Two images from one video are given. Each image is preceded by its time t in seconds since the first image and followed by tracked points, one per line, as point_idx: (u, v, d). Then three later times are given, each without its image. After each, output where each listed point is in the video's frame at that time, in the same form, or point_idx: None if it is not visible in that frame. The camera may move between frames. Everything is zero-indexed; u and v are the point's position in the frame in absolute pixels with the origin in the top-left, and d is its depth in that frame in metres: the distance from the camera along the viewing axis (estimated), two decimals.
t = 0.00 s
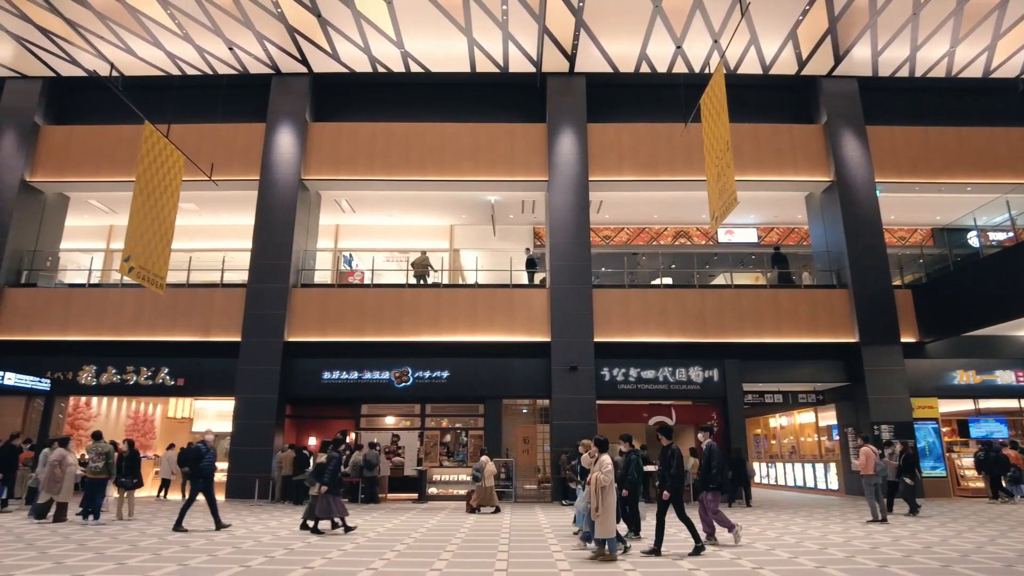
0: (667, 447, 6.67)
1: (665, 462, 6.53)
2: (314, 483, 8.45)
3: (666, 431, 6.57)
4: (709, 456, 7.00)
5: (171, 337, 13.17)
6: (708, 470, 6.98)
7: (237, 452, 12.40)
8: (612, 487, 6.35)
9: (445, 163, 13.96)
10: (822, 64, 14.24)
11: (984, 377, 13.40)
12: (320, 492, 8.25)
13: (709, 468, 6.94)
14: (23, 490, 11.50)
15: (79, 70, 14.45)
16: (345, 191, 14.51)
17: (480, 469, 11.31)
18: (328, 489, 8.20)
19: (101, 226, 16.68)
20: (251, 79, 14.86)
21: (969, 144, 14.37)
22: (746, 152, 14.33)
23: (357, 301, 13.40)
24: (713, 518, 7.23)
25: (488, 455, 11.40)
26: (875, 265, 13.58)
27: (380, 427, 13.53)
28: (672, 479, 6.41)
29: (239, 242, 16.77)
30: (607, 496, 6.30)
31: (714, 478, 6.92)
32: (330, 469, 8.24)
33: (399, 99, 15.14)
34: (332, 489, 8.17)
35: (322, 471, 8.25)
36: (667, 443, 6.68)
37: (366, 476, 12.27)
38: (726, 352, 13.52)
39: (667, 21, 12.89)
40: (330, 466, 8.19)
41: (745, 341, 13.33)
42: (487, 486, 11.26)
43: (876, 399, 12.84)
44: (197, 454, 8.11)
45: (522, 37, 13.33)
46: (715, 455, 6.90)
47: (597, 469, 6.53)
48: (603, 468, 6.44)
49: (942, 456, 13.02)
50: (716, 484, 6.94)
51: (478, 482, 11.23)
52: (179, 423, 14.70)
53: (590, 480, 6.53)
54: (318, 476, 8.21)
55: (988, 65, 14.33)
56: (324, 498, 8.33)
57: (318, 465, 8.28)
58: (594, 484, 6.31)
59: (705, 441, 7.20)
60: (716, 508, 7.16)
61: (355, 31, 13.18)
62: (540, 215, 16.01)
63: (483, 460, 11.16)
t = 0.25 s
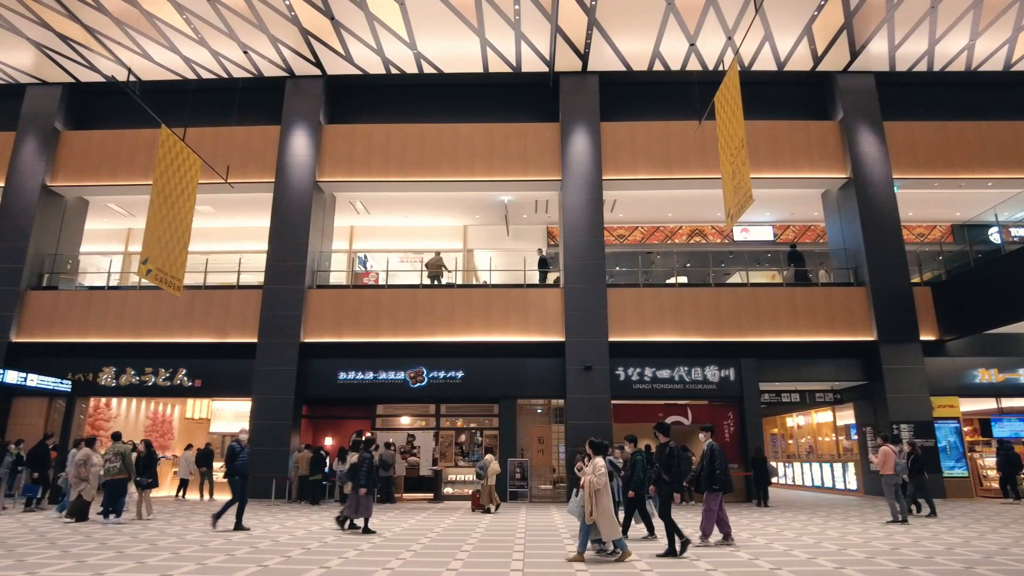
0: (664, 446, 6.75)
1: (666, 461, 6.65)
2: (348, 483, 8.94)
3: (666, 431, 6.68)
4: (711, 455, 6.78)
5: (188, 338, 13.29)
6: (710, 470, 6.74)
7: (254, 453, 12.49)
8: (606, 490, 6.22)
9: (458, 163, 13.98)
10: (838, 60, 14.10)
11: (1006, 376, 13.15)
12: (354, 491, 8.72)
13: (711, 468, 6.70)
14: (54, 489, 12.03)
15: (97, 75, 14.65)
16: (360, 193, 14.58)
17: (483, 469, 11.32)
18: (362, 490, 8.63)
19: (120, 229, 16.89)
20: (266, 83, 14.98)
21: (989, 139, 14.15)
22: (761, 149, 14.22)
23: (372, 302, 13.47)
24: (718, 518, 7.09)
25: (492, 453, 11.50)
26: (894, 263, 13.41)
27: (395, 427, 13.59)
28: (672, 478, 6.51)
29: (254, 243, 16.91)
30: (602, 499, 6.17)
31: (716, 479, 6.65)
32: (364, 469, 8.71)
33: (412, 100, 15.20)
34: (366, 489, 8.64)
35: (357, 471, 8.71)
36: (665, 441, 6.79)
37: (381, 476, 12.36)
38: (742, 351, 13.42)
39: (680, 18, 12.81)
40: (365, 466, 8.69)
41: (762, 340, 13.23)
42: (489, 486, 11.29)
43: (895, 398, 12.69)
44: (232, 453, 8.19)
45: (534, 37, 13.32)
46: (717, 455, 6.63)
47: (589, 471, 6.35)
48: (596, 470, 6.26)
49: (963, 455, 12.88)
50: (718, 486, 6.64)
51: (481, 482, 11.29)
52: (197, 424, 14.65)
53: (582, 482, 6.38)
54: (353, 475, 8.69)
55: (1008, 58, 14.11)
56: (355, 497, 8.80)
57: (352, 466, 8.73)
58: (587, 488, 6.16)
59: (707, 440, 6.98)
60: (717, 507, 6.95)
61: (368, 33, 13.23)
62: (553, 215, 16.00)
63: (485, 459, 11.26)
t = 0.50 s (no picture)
0: (662, 447, 6.62)
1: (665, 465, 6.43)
2: (378, 482, 8.99)
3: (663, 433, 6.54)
4: (710, 458, 6.74)
5: (205, 339, 13.42)
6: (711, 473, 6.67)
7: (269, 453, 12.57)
8: (600, 486, 6.31)
9: (471, 164, 14.00)
10: (853, 56, 13.96)
11: None
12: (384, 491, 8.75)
13: (711, 471, 6.67)
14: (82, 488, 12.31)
15: (114, 80, 14.83)
16: (373, 194, 14.65)
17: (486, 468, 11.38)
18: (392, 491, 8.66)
19: (137, 232, 17.09)
20: (280, 85, 15.09)
21: (1008, 134, 13.93)
22: (775, 146, 14.11)
23: (386, 302, 13.52)
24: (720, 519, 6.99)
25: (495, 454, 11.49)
26: (911, 260, 13.25)
27: (409, 427, 13.62)
28: (669, 482, 6.32)
29: (269, 245, 17.04)
30: (594, 494, 6.26)
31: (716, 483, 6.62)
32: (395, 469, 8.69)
33: (424, 101, 15.24)
34: (396, 490, 8.67)
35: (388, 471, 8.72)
36: (663, 442, 6.64)
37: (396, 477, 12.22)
38: (758, 350, 13.33)
39: (693, 16, 12.74)
40: (397, 465, 8.70)
41: (777, 338, 13.12)
42: (494, 485, 11.39)
43: (914, 397, 12.52)
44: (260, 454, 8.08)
45: (546, 36, 13.32)
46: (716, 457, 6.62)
47: (583, 468, 6.49)
48: (589, 467, 6.42)
49: (984, 456, 12.71)
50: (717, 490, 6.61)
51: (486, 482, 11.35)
52: (213, 424, 14.72)
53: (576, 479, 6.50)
54: (383, 474, 8.71)
55: None
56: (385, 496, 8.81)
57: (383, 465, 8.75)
58: (582, 483, 6.29)
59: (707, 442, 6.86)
60: (718, 512, 6.95)
61: (380, 35, 13.28)
62: (566, 215, 15.98)
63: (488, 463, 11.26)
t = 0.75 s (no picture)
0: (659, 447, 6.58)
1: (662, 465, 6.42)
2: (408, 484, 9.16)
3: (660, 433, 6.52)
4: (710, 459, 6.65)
5: (221, 340, 13.53)
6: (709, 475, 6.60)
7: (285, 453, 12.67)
8: (594, 490, 6.14)
9: (483, 165, 14.02)
10: (868, 52, 13.81)
11: None
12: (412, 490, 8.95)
13: (705, 471, 6.61)
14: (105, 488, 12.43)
15: (131, 85, 15.02)
16: (387, 196, 14.71)
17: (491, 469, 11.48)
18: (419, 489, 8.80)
19: (154, 235, 17.29)
20: (294, 88, 15.20)
21: None
22: (789, 144, 14.00)
23: (400, 303, 13.58)
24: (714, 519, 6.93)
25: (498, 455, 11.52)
26: (930, 258, 13.08)
27: (424, 427, 13.65)
28: (662, 483, 6.30)
29: (284, 247, 17.18)
30: (588, 498, 6.12)
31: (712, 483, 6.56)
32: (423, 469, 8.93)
33: (437, 103, 15.29)
34: (425, 488, 8.84)
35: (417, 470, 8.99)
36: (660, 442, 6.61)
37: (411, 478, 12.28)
38: (773, 350, 13.24)
39: (705, 14, 12.67)
40: (425, 465, 8.97)
41: (794, 337, 13.01)
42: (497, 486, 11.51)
43: (933, 397, 12.36)
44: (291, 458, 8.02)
45: (558, 36, 13.31)
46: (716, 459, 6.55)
47: (576, 472, 6.29)
48: (581, 470, 6.19)
49: (1006, 456, 12.57)
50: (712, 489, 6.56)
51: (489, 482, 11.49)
52: (229, 425, 14.78)
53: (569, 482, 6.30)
54: (413, 474, 8.99)
55: None
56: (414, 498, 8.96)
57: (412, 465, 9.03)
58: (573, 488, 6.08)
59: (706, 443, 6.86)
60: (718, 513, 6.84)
61: (393, 37, 13.32)
62: (579, 214, 15.96)
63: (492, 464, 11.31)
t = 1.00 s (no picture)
0: (656, 446, 6.42)
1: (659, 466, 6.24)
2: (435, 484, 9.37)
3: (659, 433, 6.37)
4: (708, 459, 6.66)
5: (238, 342, 13.65)
6: (706, 474, 6.66)
7: (301, 454, 12.76)
8: (584, 487, 6.13)
9: (495, 165, 14.04)
10: (884, 47, 13.66)
11: None
12: (440, 490, 9.10)
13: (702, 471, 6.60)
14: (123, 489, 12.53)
15: (147, 90, 15.20)
16: (400, 197, 14.77)
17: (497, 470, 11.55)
18: (449, 490, 8.97)
19: (170, 238, 17.47)
20: (307, 91, 15.30)
21: None
22: (804, 141, 13.88)
23: (414, 304, 13.62)
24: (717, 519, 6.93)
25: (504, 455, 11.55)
26: (949, 256, 12.91)
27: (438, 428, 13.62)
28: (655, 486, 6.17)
29: (299, 249, 17.32)
30: (577, 496, 6.11)
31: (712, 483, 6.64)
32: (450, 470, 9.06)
33: (449, 104, 15.33)
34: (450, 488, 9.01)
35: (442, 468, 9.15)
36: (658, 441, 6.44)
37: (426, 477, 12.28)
38: (790, 349, 13.14)
39: (718, 12, 12.59)
40: (450, 465, 9.08)
41: (810, 336, 12.90)
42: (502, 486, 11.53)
43: (953, 397, 12.20)
44: (322, 456, 8.35)
45: (570, 36, 13.29)
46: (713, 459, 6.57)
47: (568, 469, 6.27)
48: (573, 468, 6.18)
49: None
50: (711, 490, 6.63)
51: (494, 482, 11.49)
52: (245, 426, 15.19)
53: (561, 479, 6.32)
54: (440, 474, 9.14)
55: None
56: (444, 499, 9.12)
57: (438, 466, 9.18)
58: (563, 485, 6.11)
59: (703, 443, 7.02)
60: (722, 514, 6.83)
61: (405, 39, 13.37)
62: (592, 214, 15.93)
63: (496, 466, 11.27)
